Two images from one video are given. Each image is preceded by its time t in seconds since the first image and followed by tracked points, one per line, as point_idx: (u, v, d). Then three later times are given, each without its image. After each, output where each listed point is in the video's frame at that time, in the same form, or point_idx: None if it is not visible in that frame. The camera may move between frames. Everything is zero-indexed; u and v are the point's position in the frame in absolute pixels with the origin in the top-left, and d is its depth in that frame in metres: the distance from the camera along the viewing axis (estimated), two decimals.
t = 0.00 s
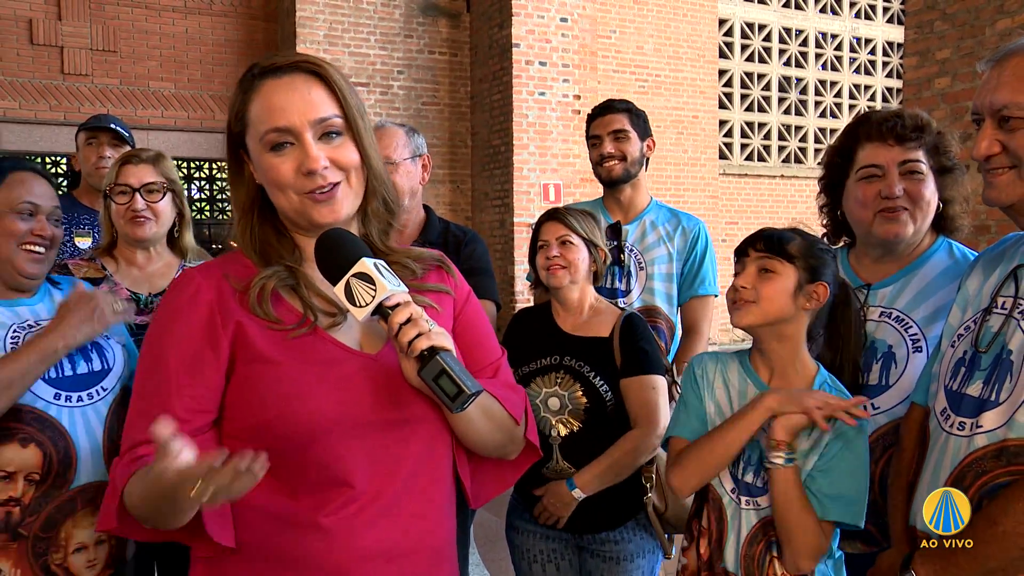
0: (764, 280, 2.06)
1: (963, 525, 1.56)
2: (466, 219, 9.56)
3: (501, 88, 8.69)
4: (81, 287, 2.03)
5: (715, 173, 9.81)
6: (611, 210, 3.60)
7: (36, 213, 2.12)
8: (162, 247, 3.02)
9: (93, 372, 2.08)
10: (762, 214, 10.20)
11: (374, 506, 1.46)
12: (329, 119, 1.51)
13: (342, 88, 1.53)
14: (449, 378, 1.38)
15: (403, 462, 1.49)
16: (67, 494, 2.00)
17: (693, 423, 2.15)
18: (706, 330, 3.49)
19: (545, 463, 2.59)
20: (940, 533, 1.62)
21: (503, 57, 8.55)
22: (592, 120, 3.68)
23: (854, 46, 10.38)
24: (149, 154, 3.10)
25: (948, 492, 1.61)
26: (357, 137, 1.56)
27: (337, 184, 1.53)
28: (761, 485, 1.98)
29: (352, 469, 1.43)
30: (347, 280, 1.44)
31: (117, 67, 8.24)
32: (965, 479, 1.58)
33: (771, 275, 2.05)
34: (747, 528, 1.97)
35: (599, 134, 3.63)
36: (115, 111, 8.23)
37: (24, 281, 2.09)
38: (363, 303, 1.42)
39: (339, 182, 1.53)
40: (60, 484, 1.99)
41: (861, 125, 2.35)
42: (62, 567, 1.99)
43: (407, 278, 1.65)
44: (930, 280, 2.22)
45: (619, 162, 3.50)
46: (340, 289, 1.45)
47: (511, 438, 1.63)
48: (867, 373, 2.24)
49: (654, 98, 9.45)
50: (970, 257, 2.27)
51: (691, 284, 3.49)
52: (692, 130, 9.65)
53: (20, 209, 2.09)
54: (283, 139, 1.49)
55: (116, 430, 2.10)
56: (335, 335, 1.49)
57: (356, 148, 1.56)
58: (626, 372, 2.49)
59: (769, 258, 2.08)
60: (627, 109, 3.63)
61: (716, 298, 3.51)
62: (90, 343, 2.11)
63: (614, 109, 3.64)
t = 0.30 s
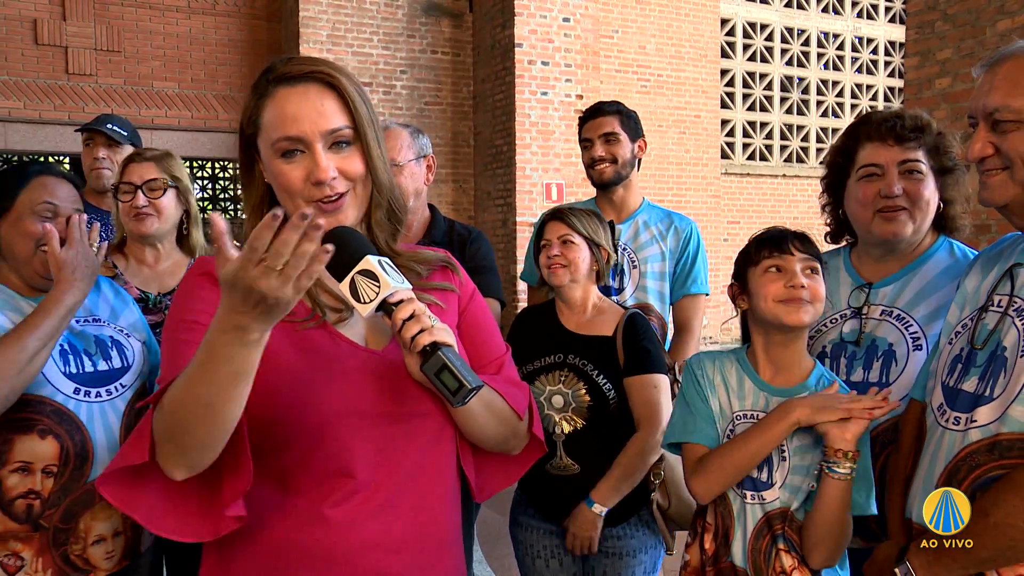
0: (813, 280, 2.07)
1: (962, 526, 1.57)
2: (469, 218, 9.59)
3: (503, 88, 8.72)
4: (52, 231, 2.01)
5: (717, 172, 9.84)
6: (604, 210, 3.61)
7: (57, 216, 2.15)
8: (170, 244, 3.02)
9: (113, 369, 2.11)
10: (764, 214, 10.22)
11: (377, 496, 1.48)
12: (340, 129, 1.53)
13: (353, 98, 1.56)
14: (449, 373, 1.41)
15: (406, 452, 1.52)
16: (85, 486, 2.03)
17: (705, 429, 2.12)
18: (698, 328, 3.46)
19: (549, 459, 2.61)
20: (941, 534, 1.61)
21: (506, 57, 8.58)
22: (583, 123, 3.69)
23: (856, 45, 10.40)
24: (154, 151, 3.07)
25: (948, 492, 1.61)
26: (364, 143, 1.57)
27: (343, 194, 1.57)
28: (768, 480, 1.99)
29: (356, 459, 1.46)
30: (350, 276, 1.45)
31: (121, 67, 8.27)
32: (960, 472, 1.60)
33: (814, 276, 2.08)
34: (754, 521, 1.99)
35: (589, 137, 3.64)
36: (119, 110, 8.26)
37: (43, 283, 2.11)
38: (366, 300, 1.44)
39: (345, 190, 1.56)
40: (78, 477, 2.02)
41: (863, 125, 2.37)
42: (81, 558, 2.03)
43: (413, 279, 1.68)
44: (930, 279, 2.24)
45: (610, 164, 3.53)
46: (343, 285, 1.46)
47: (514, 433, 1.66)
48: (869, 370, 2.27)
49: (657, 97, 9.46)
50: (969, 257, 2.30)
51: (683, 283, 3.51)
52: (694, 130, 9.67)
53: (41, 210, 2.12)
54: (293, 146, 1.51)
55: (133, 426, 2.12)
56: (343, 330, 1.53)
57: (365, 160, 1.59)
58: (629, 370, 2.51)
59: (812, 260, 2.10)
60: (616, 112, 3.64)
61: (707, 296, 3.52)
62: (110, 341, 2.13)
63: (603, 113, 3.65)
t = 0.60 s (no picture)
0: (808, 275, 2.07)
1: (962, 526, 1.56)
2: (471, 213, 9.61)
3: (506, 83, 8.73)
4: (84, 228, 2.09)
5: (719, 167, 9.84)
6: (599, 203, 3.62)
7: (79, 209, 2.18)
8: (171, 236, 2.90)
9: (137, 363, 2.17)
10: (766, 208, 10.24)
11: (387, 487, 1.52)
12: (351, 121, 1.56)
13: (364, 91, 1.58)
14: (464, 366, 1.43)
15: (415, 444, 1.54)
16: (112, 476, 2.07)
17: (696, 419, 2.17)
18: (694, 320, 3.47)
19: (552, 453, 2.64)
20: (942, 534, 1.60)
21: (508, 52, 8.59)
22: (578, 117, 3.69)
23: (859, 40, 10.42)
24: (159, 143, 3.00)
25: (948, 491, 1.61)
26: (374, 136, 1.60)
27: (355, 185, 1.58)
28: (770, 471, 2.02)
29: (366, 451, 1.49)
30: (366, 271, 1.48)
31: (125, 62, 8.29)
32: (957, 461, 1.63)
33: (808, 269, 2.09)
34: (756, 511, 2.02)
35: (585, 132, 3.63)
36: (122, 105, 8.29)
37: (68, 275, 2.15)
38: (381, 294, 1.47)
39: (356, 181, 1.58)
40: (105, 466, 2.06)
41: (866, 120, 2.39)
42: (106, 544, 2.05)
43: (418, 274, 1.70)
44: (929, 273, 2.27)
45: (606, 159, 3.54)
46: (359, 280, 1.49)
47: (517, 424, 1.69)
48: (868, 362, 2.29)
49: (659, 92, 9.46)
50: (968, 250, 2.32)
51: (679, 275, 3.53)
52: (696, 125, 9.68)
53: (63, 204, 2.15)
54: (306, 137, 1.54)
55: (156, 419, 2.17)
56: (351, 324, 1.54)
57: (376, 151, 1.61)
58: (630, 365, 2.53)
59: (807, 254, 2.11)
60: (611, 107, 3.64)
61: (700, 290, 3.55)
62: (133, 335, 2.20)
63: (599, 108, 3.65)
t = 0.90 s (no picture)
0: (777, 280, 2.08)
1: (963, 526, 1.56)
2: (473, 213, 9.64)
3: (507, 84, 8.75)
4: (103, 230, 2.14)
5: (720, 167, 9.87)
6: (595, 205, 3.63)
7: (95, 210, 2.21)
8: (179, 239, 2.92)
9: (154, 359, 2.22)
10: (766, 208, 10.25)
11: (398, 481, 1.54)
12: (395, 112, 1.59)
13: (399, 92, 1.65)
14: (482, 353, 1.47)
15: (424, 440, 1.56)
16: (127, 471, 2.10)
17: (690, 419, 2.22)
18: (691, 319, 3.51)
19: (554, 451, 2.67)
20: (941, 534, 1.61)
21: (510, 52, 8.62)
22: (575, 121, 3.67)
23: (860, 41, 10.45)
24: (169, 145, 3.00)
25: (948, 492, 1.61)
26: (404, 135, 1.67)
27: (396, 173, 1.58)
28: (773, 471, 2.04)
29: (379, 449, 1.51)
30: (389, 256, 1.49)
31: (128, 63, 8.33)
32: (953, 457, 1.66)
33: (785, 275, 2.07)
34: (758, 513, 2.04)
35: (583, 134, 3.63)
36: (125, 106, 8.32)
37: (86, 272, 2.20)
38: (404, 280, 1.48)
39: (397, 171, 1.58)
40: (120, 462, 2.08)
41: (862, 122, 2.42)
42: (120, 539, 2.08)
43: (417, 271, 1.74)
44: (924, 273, 2.29)
45: (606, 161, 3.55)
46: (382, 265, 1.50)
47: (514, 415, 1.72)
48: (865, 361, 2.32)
49: (660, 93, 9.48)
50: (962, 250, 2.34)
51: (676, 275, 3.57)
52: (697, 125, 9.70)
53: (81, 203, 2.19)
54: (359, 122, 1.53)
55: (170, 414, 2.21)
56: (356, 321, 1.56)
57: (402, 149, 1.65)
58: (631, 366, 2.56)
59: (778, 258, 2.09)
60: (610, 109, 3.64)
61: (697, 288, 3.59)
62: (148, 333, 2.25)
63: (597, 110, 3.64)
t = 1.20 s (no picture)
0: (772, 283, 2.10)
1: (963, 527, 1.58)
2: (475, 213, 9.65)
3: (509, 84, 8.77)
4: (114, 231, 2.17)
5: (722, 167, 9.88)
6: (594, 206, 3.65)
7: (102, 208, 2.25)
8: (189, 241, 2.95)
9: (160, 355, 2.25)
10: (767, 208, 10.27)
11: (443, 487, 1.57)
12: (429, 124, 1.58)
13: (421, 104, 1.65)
14: (532, 344, 1.58)
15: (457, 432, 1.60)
16: (133, 466, 2.12)
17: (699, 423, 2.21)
18: (689, 317, 3.56)
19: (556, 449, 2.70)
20: (942, 534, 1.62)
21: (512, 53, 8.64)
22: (577, 121, 3.68)
23: (861, 41, 10.46)
24: (178, 146, 2.99)
25: (948, 491, 1.61)
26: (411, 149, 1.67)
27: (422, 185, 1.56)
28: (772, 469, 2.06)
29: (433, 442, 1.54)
30: (454, 251, 1.61)
31: (131, 63, 8.36)
32: (946, 451, 1.69)
33: (780, 277, 2.10)
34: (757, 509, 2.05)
35: (586, 135, 3.63)
36: (129, 106, 8.35)
37: (95, 269, 2.23)
38: (465, 274, 1.60)
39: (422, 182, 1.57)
40: (127, 456, 2.11)
41: (858, 123, 2.44)
42: (127, 533, 2.10)
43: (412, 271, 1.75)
44: (919, 272, 2.31)
45: (607, 163, 3.56)
46: (444, 260, 1.60)
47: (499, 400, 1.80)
48: (862, 359, 2.34)
49: (661, 93, 9.50)
50: (957, 249, 2.35)
51: (673, 273, 3.59)
52: (698, 126, 9.72)
53: (87, 202, 2.21)
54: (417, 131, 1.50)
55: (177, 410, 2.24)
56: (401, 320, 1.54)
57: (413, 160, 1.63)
58: (633, 363, 2.57)
59: (774, 261, 2.12)
60: (612, 111, 3.66)
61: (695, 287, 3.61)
62: (155, 329, 2.28)
63: (599, 112, 3.66)
